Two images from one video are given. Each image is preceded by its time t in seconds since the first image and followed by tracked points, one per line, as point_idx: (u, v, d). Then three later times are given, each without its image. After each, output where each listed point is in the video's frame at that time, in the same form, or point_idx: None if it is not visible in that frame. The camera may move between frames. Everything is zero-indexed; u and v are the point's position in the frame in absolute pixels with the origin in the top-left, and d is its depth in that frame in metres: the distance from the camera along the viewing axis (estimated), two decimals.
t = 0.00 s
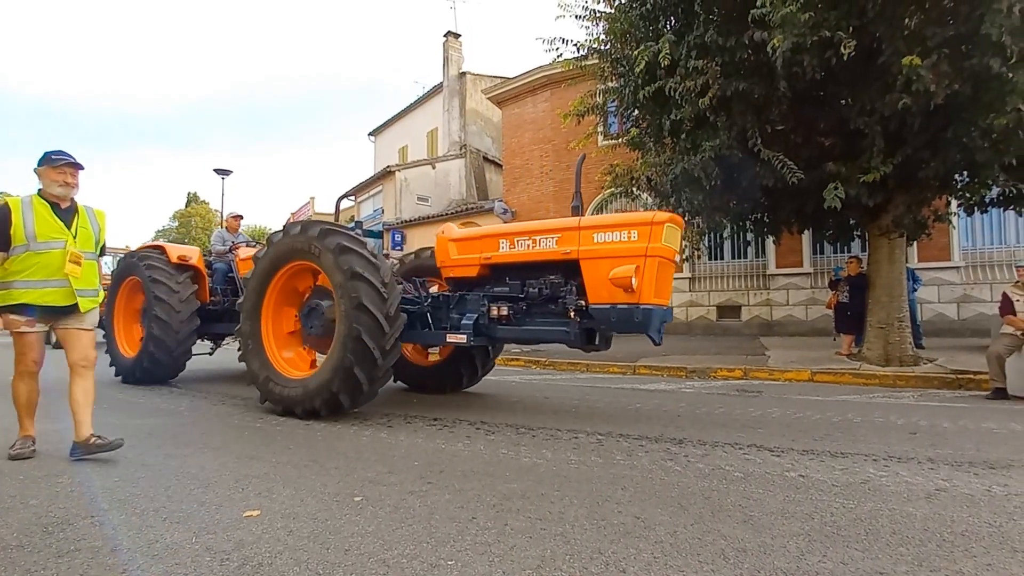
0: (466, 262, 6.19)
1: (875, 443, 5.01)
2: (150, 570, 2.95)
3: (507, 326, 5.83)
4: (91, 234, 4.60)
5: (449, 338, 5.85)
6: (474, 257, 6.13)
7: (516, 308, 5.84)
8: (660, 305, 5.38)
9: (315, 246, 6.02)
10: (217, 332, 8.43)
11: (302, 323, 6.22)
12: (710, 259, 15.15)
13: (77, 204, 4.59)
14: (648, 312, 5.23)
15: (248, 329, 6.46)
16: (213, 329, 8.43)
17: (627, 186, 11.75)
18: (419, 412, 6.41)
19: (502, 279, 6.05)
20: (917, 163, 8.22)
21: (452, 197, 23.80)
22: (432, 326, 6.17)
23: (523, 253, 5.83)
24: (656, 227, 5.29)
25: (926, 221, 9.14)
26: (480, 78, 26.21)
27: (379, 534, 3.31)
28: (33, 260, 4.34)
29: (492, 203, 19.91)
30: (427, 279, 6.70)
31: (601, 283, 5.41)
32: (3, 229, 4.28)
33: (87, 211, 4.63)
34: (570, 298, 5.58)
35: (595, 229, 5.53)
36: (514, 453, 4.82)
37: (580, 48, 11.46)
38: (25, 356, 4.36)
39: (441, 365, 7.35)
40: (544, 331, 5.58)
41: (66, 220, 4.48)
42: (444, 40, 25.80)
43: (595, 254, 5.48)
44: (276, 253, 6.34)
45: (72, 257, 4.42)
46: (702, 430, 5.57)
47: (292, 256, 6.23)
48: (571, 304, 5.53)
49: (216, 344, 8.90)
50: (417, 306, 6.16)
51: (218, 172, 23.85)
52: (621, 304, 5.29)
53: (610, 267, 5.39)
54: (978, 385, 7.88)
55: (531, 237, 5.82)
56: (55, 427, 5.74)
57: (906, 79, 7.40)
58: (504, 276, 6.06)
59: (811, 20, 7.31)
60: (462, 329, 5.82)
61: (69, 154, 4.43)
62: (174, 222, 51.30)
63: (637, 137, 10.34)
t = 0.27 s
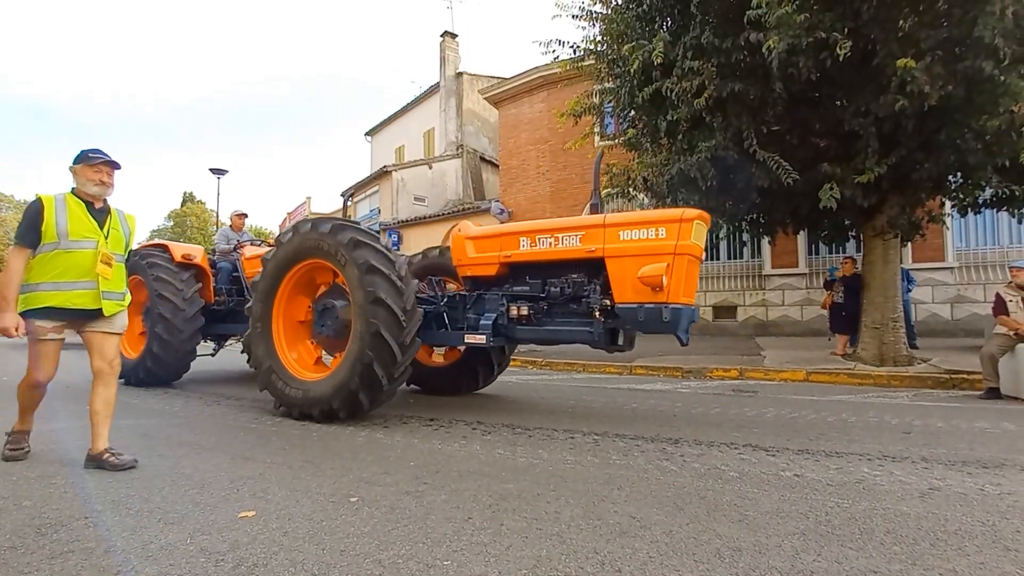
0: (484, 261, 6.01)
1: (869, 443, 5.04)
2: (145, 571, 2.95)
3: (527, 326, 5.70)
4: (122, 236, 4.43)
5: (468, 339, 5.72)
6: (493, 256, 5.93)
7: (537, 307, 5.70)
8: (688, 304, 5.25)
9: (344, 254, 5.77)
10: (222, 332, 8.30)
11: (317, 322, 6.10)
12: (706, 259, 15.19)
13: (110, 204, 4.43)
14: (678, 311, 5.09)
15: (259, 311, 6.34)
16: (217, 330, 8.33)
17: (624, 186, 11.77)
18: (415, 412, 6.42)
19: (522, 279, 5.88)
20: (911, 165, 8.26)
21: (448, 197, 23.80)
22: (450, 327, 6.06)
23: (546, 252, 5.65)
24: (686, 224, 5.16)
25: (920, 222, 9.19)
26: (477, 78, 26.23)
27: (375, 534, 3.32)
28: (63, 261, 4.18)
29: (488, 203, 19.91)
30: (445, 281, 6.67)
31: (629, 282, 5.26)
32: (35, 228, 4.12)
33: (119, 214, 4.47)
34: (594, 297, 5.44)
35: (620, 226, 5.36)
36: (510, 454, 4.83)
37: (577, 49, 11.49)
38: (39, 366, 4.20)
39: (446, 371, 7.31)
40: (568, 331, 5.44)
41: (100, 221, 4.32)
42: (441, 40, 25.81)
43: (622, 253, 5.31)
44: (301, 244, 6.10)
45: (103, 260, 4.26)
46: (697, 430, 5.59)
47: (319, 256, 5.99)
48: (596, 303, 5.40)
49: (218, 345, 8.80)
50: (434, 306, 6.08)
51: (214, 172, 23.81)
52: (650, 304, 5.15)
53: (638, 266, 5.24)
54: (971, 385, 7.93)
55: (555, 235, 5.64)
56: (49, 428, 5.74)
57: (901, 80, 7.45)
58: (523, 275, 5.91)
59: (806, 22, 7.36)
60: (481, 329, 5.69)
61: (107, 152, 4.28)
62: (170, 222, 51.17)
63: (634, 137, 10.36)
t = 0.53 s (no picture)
0: (504, 259, 5.90)
1: (864, 443, 5.07)
2: (139, 572, 2.96)
3: (548, 327, 5.58)
4: (144, 229, 4.27)
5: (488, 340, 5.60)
6: (513, 254, 5.83)
7: (559, 308, 5.60)
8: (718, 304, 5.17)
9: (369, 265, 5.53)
10: (225, 333, 8.19)
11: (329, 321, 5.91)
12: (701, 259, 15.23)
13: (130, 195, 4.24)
14: (709, 312, 4.99)
15: (275, 292, 6.15)
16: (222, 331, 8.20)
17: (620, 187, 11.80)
18: (412, 413, 6.42)
19: (543, 279, 5.79)
20: (906, 166, 8.30)
21: (445, 197, 23.80)
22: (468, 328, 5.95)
23: (570, 251, 5.55)
24: (718, 224, 5.05)
25: (914, 224, 9.24)
26: (474, 78, 26.24)
27: (371, 535, 3.33)
28: (87, 253, 3.97)
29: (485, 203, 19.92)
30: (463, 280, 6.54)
31: (658, 281, 5.16)
32: (57, 220, 3.89)
33: (142, 205, 4.30)
34: (620, 297, 5.35)
35: (648, 225, 5.28)
36: (507, 454, 4.84)
37: (573, 50, 11.52)
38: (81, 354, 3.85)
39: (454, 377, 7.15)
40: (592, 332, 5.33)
41: (123, 213, 4.14)
42: (437, 41, 25.83)
43: (651, 252, 5.22)
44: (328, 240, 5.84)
45: (129, 253, 4.07)
46: (693, 431, 5.61)
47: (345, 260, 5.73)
48: (622, 304, 5.31)
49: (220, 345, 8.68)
50: (452, 306, 5.96)
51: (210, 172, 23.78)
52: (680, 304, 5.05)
53: (667, 265, 5.15)
54: (965, 385, 7.98)
55: (580, 234, 5.54)
56: (43, 429, 5.73)
57: (895, 82, 7.49)
58: (544, 275, 5.81)
59: (801, 24, 7.39)
60: (502, 330, 5.59)
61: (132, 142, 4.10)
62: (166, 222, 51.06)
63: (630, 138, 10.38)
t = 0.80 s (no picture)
0: (525, 258, 5.69)
1: (860, 442, 5.10)
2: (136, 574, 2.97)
3: (572, 327, 5.45)
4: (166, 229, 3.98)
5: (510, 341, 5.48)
6: (535, 252, 5.62)
7: (584, 308, 5.46)
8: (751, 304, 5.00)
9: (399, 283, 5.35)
10: (231, 333, 8.08)
11: (347, 319, 5.82)
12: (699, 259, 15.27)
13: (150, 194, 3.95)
14: (744, 312, 4.84)
15: (296, 274, 6.01)
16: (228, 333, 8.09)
17: (618, 187, 11.82)
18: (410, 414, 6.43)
19: (566, 277, 5.61)
20: (902, 167, 8.33)
21: (443, 197, 23.81)
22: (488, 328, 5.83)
23: (597, 250, 5.34)
24: (754, 222, 4.85)
25: (910, 224, 9.28)
26: (472, 78, 26.24)
27: (369, 536, 3.35)
28: (107, 257, 3.70)
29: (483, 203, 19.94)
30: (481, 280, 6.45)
31: (690, 280, 4.98)
32: (75, 222, 3.63)
33: (161, 204, 4.01)
34: (648, 296, 5.22)
35: (679, 222, 5.08)
36: (505, 455, 4.85)
37: (571, 51, 11.55)
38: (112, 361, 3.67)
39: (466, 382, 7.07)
40: (619, 333, 5.21)
41: (143, 213, 3.86)
42: (435, 40, 25.83)
43: (682, 250, 5.03)
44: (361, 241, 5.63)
45: (150, 256, 3.80)
46: (691, 431, 5.63)
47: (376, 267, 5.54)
48: (650, 304, 5.18)
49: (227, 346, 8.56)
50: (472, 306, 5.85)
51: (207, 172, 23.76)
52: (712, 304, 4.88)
53: (699, 263, 4.97)
54: (961, 385, 8.01)
55: (606, 231, 5.33)
56: (39, 430, 5.72)
57: (891, 83, 7.52)
58: (566, 273, 5.63)
59: (799, 25, 7.42)
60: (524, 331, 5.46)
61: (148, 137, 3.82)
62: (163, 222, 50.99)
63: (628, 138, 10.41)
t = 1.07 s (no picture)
0: (550, 256, 5.66)
1: (858, 442, 5.12)
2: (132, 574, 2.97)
3: (598, 327, 5.44)
4: (186, 215, 3.95)
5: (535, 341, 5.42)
6: (560, 251, 5.60)
7: (610, 308, 5.43)
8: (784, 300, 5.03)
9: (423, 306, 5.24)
10: (242, 333, 7.98)
11: (366, 317, 5.75)
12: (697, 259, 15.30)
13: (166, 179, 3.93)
14: (780, 312, 4.84)
15: (322, 259, 5.91)
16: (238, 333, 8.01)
17: (616, 187, 11.82)
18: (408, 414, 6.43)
19: (591, 275, 5.59)
20: (899, 168, 8.36)
21: (441, 197, 23.81)
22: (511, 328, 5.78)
23: (625, 249, 5.31)
24: (789, 219, 4.84)
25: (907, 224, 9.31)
26: (470, 78, 26.24)
27: (367, 536, 3.36)
28: (130, 246, 3.69)
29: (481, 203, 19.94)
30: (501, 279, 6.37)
31: (724, 278, 4.97)
32: (91, 212, 3.59)
33: (178, 188, 3.99)
34: (678, 296, 5.20)
35: (711, 219, 5.07)
36: (503, 454, 4.86)
37: (570, 51, 11.56)
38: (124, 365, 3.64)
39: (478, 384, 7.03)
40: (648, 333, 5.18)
41: (161, 198, 3.82)
42: (434, 40, 25.82)
43: (715, 248, 5.01)
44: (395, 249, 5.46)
45: (171, 243, 3.76)
46: (689, 431, 5.64)
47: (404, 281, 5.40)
48: (681, 303, 5.16)
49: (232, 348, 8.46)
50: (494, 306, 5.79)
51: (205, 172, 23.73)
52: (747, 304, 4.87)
53: (732, 261, 4.95)
54: (957, 385, 8.04)
55: (635, 230, 5.30)
56: (36, 430, 5.72)
57: (889, 84, 7.54)
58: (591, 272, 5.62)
59: (796, 27, 7.45)
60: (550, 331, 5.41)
61: (160, 118, 3.75)
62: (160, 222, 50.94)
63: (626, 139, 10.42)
